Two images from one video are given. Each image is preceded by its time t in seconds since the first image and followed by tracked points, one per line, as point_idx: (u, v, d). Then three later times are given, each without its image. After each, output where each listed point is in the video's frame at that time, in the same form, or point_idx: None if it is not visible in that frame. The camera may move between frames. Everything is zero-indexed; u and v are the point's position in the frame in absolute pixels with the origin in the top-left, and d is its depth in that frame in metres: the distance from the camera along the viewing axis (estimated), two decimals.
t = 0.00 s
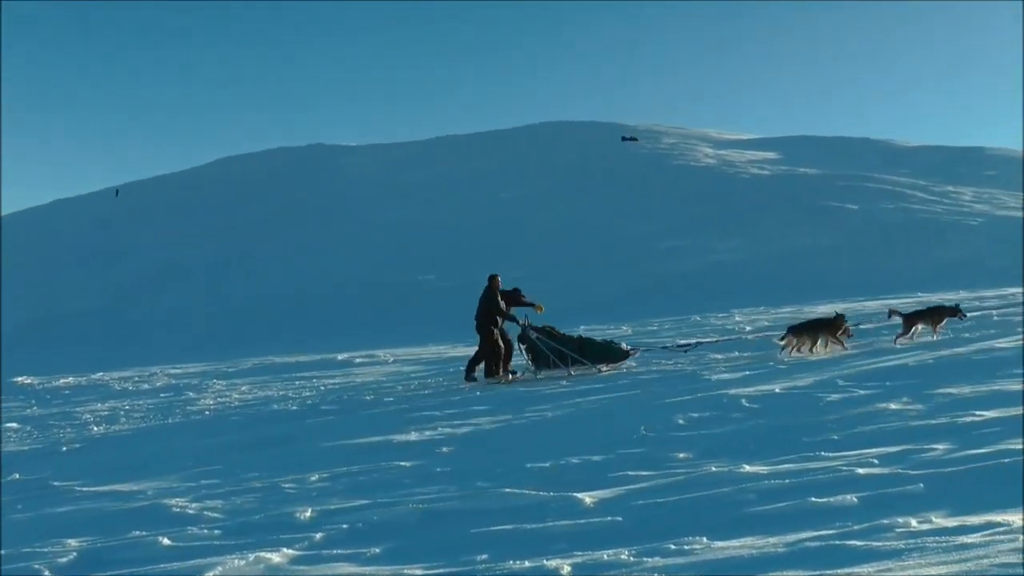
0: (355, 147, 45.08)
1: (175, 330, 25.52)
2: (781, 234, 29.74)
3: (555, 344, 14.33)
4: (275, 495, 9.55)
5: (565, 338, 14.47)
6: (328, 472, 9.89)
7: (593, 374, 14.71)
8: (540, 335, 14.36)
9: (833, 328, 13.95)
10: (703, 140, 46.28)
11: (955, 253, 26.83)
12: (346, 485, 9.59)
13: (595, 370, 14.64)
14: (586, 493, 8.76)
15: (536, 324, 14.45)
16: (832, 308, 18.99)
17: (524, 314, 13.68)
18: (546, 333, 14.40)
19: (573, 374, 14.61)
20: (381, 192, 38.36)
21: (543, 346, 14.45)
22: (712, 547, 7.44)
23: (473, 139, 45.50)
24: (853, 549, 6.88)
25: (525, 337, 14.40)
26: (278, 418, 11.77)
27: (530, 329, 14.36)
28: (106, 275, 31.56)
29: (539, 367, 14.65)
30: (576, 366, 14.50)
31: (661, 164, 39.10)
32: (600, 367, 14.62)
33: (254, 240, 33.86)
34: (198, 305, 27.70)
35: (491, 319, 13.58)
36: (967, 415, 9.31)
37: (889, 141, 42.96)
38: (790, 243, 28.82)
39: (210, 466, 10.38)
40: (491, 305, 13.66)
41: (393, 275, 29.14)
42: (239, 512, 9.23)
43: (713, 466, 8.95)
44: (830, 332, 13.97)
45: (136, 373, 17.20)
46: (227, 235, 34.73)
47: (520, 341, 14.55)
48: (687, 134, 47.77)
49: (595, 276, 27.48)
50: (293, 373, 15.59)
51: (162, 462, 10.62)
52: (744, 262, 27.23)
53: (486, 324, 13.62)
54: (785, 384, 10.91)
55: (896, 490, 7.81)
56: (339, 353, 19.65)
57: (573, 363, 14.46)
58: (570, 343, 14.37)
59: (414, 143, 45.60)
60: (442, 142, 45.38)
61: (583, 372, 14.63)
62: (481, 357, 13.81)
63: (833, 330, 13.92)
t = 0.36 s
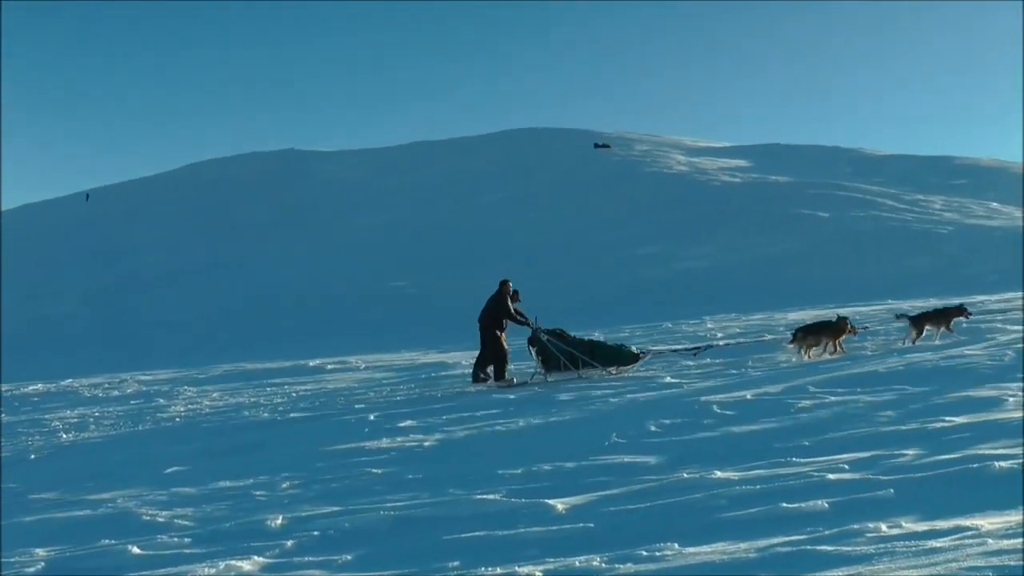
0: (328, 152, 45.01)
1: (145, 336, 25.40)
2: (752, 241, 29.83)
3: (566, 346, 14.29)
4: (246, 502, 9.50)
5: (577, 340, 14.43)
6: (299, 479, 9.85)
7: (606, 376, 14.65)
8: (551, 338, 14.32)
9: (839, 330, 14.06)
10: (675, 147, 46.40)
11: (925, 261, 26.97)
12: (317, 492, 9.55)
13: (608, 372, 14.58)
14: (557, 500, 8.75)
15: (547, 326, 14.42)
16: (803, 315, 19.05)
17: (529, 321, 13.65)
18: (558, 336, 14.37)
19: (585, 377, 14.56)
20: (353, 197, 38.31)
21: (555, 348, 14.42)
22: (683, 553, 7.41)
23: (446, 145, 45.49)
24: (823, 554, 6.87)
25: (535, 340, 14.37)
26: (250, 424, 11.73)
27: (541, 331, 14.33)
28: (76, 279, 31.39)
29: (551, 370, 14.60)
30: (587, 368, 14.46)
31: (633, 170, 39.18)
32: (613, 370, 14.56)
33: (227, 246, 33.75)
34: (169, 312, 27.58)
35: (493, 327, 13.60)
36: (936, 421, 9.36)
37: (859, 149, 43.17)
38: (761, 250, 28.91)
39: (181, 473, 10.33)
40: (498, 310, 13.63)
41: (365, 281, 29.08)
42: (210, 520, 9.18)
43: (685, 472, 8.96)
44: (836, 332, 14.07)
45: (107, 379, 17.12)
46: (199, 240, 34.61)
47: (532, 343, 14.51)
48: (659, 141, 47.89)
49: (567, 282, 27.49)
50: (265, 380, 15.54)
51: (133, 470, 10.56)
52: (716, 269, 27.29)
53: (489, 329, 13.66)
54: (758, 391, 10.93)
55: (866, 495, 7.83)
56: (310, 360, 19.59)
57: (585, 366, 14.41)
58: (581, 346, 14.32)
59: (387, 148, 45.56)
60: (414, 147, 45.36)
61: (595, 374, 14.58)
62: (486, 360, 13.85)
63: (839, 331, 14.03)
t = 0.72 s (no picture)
0: (297, 158, 44.90)
1: (111, 340, 25.21)
2: (720, 249, 29.92)
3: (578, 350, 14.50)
4: (212, 510, 9.45)
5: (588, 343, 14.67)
6: (266, 487, 9.81)
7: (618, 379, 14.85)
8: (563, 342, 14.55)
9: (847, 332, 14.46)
10: (644, 155, 46.51)
11: (892, 269, 27.11)
12: (284, 499, 9.51)
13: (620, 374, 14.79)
14: (526, 507, 8.74)
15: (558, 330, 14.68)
16: (771, 322, 19.11)
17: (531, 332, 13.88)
18: (569, 339, 14.64)
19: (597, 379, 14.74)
20: (322, 203, 38.21)
21: (566, 351, 14.65)
22: (651, 560, 7.40)
23: (415, 151, 45.46)
24: (790, 560, 6.88)
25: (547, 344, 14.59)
26: (218, 431, 11.68)
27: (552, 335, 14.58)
28: (42, 282, 31.17)
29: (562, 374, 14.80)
30: (599, 371, 14.68)
31: (602, 178, 39.21)
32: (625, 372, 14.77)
33: (195, 251, 33.59)
34: (135, 316, 27.39)
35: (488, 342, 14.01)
36: (903, 428, 9.40)
37: (827, 159, 43.36)
38: (730, 258, 28.99)
39: (148, 480, 10.29)
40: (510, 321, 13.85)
41: (334, 287, 29.00)
42: (176, 528, 9.10)
43: (653, 478, 8.97)
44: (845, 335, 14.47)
45: (74, 385, 17.00)
46: (166, 245, 34.43)
47: (543, 347, 14.74)
48: (628, 149, 47.98)
49: (536, 290, 27.48)
50: (232, 386, 15.49)
51: (98, 477, 10.49)
52: (685, 277, 27.35)
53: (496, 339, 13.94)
54: (726, 398, 10.96)
55: (834, 501, 7.85)
56: (278, 366, 19.51)
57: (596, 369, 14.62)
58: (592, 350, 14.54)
59: (356, 154, 45.50)
60: (384, 154, 45.31)
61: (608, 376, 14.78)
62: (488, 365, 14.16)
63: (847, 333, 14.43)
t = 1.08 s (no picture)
0: (269, 162, 44.79)
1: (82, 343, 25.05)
2: (692, 256, 30.00)
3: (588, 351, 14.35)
4: (181, 516, 9.39)
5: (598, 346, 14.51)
6: (236, 493, 9.76)
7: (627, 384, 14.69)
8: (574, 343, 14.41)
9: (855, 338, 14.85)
10: (617, 161, 46.62)
11: (863, 277, 27.24)
12: (254, 505, 9.47)
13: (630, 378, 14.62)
14: (497, 512, 8.73)
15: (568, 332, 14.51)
16: (742, 329, 19.18)
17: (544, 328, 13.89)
18: (579, 341, 14.48)
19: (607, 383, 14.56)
20: (294, 208, 38.12)
21: (577, 353, 14.47)
22: (623, 566, 7.39)
23: (388, 156, 45.43)
24: (762, 565, 6.89)
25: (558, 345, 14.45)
26: (188, 436, 11.62)
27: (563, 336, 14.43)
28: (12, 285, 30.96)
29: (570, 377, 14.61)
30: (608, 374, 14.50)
31: (574, 184, 39.28)
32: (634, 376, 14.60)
33: (166, 255, 33.43)
34: (105, 319, 27.22)
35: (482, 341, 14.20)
36: (873, 434, 9.44)
37: (798, 167, 43.57)
38: (702, 264, 29.07)
39: (117, 486, 10.23)
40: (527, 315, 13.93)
41: (306, 292, 28.92)
42: (146, 535, 9.04)
43: (625, 484, 8.97)
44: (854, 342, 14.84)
45: (43, 390, 16.88)
46: (137, 249, 34.26)
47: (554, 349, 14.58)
48: (600, 155, 48.09)
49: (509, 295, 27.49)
50: (202, 391, 15.42)
51: (67, 484, 10.42)
52: (658, 283, 27.41)
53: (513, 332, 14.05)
54: (698, 404, 10.98)
55: (805, 506, 7.87)
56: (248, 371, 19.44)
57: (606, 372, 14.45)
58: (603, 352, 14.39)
59: (329, 159, 45.43)
60: (356, 159, 45.27)
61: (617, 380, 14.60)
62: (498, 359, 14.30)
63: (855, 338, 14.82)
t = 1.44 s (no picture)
0: (241, 167, 44.67)
1: (50, 345, 24.87)
2: (664, 263, 30.06)
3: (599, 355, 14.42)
4: (149, 523, 9.32)
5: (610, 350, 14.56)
6: (204, 499, 9.70)
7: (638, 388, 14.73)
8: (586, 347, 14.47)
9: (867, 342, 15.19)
10: (590, 168, 46.70)
11: (834, 285, 27.35)
12: (223, 512, 9.41)
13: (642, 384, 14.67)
14: (468, 519, 8.71)
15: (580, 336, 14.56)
16: (713, 336, 19.23)
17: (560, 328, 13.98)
18: (591, 345, 14.52)
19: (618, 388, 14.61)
20: (266, 213, 38.02)
21: (589, 357, 14.52)
22: (592, 572, 7.38)
23: (360, 161, 45.38)
24: (732, 570, 6.89)
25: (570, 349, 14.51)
26: (158, 441, 11.55)
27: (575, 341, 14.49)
28: None
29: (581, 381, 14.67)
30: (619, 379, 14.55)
31: (546, 190, 39.32)
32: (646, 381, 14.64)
33: (136, 260, 33.25)
34: (74, 321, 27.05)
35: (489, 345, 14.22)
36: (843, 441, 9.47)
37: (769, 175, 43.74)
38: (674, 272, 29.13)
39: (85, 492, 10.16)
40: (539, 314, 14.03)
41: (277, 297, 28.83)
42: (113, 542, 8.97)
43: (595, 491, 8.97)
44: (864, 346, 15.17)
45: (11, 394, 16.77)
46: (107, 251, 34.07)
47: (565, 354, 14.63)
48: (573, 162, 48.17)
49: (481, 301, 27.47)
50: (171, 397, 15.35)
51: (34, 490, 10.33)
52: (629, 290, 27.45)
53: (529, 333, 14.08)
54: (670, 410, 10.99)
55: (775, 513, 7.88)
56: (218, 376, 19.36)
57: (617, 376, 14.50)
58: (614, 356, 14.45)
59: (301, 163, 45.34)
60: (328, 163, 45.22)
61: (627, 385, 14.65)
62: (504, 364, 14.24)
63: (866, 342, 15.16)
